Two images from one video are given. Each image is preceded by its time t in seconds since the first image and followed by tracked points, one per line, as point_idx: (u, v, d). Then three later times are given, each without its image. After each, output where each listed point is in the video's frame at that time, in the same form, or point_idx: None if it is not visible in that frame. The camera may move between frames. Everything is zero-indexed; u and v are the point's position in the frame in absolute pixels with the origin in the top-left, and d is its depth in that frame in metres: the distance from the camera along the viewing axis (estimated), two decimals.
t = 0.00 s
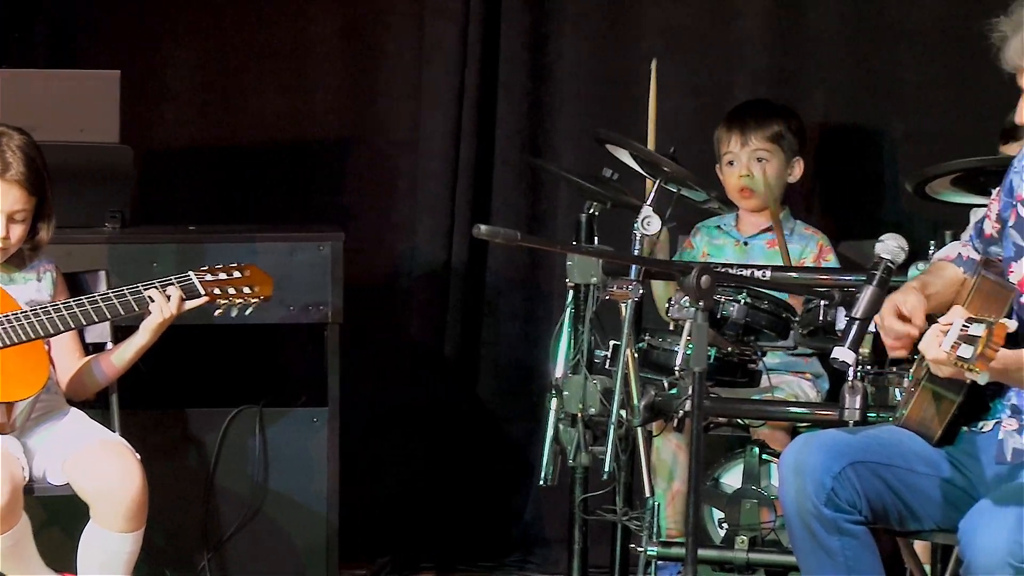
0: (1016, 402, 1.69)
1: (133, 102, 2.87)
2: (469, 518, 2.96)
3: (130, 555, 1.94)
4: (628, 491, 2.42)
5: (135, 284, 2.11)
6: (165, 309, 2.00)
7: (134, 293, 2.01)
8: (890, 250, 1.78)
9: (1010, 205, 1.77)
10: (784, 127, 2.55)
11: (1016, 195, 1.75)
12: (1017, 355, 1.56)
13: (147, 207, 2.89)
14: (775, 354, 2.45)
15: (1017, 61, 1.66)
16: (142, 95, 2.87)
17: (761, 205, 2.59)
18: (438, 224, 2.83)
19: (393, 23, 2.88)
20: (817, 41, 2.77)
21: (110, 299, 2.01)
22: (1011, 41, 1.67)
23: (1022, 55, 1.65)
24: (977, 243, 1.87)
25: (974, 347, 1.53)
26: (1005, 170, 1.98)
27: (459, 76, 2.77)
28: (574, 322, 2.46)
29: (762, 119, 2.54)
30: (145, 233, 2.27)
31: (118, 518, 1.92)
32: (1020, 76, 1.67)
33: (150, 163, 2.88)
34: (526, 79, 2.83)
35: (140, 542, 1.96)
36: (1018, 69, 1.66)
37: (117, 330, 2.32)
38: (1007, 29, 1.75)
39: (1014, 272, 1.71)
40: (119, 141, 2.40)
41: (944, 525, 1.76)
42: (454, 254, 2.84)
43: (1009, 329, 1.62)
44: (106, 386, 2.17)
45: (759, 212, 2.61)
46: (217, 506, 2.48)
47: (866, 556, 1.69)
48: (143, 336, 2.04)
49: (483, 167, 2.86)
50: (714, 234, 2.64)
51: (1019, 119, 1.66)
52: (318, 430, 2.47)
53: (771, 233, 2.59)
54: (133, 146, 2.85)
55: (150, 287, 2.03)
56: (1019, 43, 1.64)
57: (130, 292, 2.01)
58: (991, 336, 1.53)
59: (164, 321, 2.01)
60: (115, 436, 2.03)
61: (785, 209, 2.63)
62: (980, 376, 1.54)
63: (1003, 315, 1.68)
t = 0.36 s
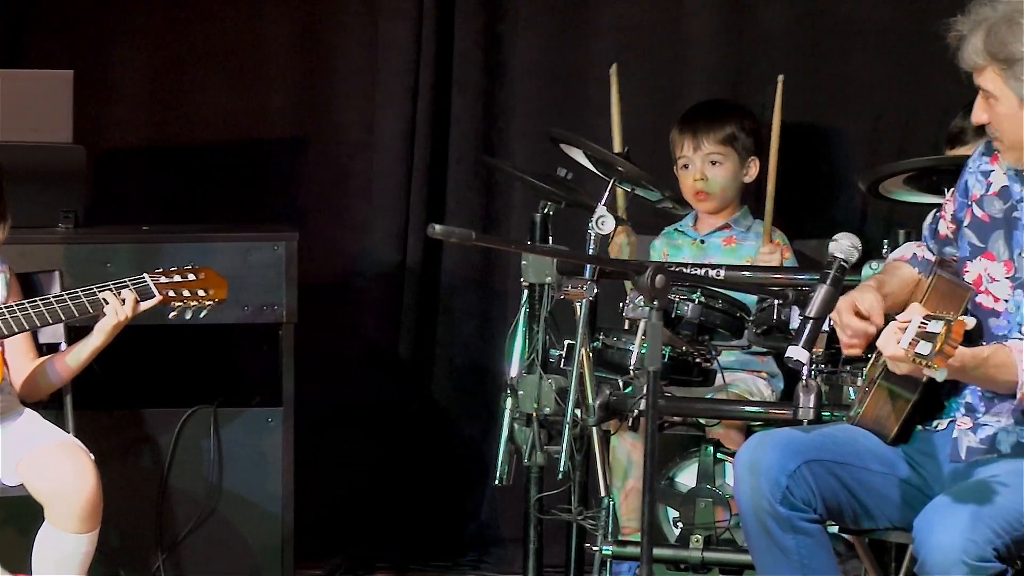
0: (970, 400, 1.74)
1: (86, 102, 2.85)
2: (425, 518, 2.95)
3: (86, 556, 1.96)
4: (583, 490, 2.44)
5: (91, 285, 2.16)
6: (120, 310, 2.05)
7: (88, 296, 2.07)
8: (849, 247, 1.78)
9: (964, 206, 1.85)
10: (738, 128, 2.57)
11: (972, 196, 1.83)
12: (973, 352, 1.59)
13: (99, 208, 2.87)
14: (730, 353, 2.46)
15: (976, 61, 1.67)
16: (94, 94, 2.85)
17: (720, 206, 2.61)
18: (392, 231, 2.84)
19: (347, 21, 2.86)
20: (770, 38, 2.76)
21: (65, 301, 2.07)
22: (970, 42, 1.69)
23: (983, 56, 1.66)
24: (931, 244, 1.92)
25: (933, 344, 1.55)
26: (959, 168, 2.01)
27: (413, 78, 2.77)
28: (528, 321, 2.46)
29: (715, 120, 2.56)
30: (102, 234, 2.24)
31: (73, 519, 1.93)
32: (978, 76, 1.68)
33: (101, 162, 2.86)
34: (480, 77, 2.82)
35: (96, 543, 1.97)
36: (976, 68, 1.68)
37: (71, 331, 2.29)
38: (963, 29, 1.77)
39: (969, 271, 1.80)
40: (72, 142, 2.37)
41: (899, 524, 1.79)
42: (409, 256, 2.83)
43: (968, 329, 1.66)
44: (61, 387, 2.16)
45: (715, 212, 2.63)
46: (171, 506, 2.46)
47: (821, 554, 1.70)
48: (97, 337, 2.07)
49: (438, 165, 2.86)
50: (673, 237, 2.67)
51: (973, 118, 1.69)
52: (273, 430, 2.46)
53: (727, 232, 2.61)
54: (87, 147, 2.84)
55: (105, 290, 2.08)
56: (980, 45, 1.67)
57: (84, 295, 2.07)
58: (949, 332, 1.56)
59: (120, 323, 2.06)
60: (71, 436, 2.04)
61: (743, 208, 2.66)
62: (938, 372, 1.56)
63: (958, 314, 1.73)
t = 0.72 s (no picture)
0: (913, 399, 1.81)
1: (29, 101, 2.81)
2: (371, 520, 2.92)
3: (29, 557, 1.98)
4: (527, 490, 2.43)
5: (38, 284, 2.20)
6: (60, 308, 2.10)
7: (32, 296, 2.14)
8: (794, 246, 1.76)
9: (905, 204, 1.89)
10: (685, 129, 2.58)
11: (912, 195, 1.87)
12: (917, 353, 1.61)
13: (40, 208, 2.82)
14: (674, 353, 2.46)
15: (923, 53, 1.71)
16: (38, 93, 2.81)
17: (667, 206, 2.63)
18: (336, 223, 2.77)
19: (291, 20, 2.84)
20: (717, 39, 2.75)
21: (10, 300, 2.15)
22: (919, 33, 1.72)
23: (932, 48, 1.70)
24: (874, 242, 1.95)
25: (877, 346, 1.57)
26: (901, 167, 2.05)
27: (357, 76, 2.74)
28: (473, 321, 2.45)
29: (662, 122, 2.58)
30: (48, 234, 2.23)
31: (18, 520, 1.96)
32: (924, 68, 1.72)
33: (42, 161, 2.82)
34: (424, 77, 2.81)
35: (38, 545, 2.00)
36: (923, 60, 1.71)
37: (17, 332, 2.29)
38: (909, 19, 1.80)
39: (910, 270, 1.84)
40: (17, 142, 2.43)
41: (842, 523, 1.81)
42: (353, 255, 2.80)
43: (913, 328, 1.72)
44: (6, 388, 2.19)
45: (660, 212, 2.64)
46: (115, 509, 2.42)
47: (765, 552, 1.71)
48: (39, 336, 2.11)
49: (383, 165, 2.83)
50: (617, 236, 2.67)
51: (915, 110, 1.73)
52: (217, 430, 2.39)
53: (671, 232, 2.62)
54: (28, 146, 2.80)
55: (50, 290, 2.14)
56: (930, 36, 1.70)
57: (28, 295, 2.15)
58: (894, 334, 1.58)
59: (61, 321, 2.11)
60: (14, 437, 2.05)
61: (686, 208, 2.66)
62: (882, 374, 1.58)
63: (900, 312, 1.76)
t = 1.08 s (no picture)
0: (857, 398, 1.84)
1: None
2: (315, 523, 2.88)
3: None
4: (473, 490, 2.42)
5: None
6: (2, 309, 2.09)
7: None
8: (738, 245, 1.80)
9: (853, 201, 1.94)
10: (633, 129, 2.59)
11: (860, 192, 1.93)
12: (861, 348, 1.64)
13: None
14: (620, 352, 2.47)
15: (873, 45, 1.80)
16: None
17: (612, 206, 2.63)
18: (280, 225, 2.74)
19: (234, 18, 2.79)
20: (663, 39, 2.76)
21: None
22: (870, 26, 1.81)
23: (880, 41, 1.79)
24: (821, 241, 2.00)
25: (822, 341, 1.59)
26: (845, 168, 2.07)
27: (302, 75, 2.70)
28: (418, 321, 2.42)
29: (612, 121, 2.58)
30: None
31: None
32: (873, 61, 1.80)
33: None
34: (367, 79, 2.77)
35: None
36: (872, 53, 1.80)
37: None
38: (866, 13, 1.89)
39: (855, 266, 1.90)
40: None
41: (786, 521, 1.83)
42: (297, 255, 2.75)
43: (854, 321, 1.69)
44: None
45: (606, 213, 2.64)
46: (59, 511, 2.36)
47: (710, 552, 1.73)
48: None
49: (327, 164, 2.79)
50: (561, 235, 2.67)
51: (865, 102, 1.81)
52: (161, 432, 2.38)
53: (617, 233, 2.63)
54: None
55: None
56: (878, 29, 1.79)
57: None
58: (838, 329, 1.60)
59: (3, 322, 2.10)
60: None
61: (632, 208, 2.67)
62: (827, 368, 1.61)
63: (847, 308, 1.82)
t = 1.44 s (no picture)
0: (814, 401, 1.80)
1: None
2: (257, 532, 2.78)
3: None
4: (418, 497, 2.33)
5: None
6: None
7: None
8: (693, 242, 1.72)
9: (807, 196, 1.89)
10: (585, 122, 2.53)
11: (814, 186, 1.88)
12: (815, 352, 1.58)
13: None
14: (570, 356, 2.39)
15: (831, 32, 1.73)
16: None
17: (567, 205, 2.55)
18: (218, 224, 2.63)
19: (168, 8, 2.68)
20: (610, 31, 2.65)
21: None
22: (828, 12, 1.74)
23: (839, 28, 1.72)
24: (775, 237, 1.95)
25: (773, 344, 1.52)
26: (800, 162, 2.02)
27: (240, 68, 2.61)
28: (361, 322, 2.33)
29: (563, 116, 2.51)
30: None
31: None
32: (831, 49, 1.74)
33: None
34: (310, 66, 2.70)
35: None
36: (830, 40, 1.73)
37: None
38: None
39: (810, 263, 1.85)
40: None
41: (742, 528, 1.77)
42: (235, 253, 2.65)
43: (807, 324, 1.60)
44: None
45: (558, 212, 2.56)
46: None
47: (663, 561, 1.67)
48: None
49: (266, 160, 2.69)
50: (512, 232, 2.59)
51: (821, 92, 1.75)
52: (95, 438, 2.26)
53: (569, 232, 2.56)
54: None
55: None
56: (839, 17, 1.72)
57: None
58: (789, 332, 1.53)
59: None
60: None
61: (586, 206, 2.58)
62: (778, 372, 1.54)
63: (799, 311, 1.76)
